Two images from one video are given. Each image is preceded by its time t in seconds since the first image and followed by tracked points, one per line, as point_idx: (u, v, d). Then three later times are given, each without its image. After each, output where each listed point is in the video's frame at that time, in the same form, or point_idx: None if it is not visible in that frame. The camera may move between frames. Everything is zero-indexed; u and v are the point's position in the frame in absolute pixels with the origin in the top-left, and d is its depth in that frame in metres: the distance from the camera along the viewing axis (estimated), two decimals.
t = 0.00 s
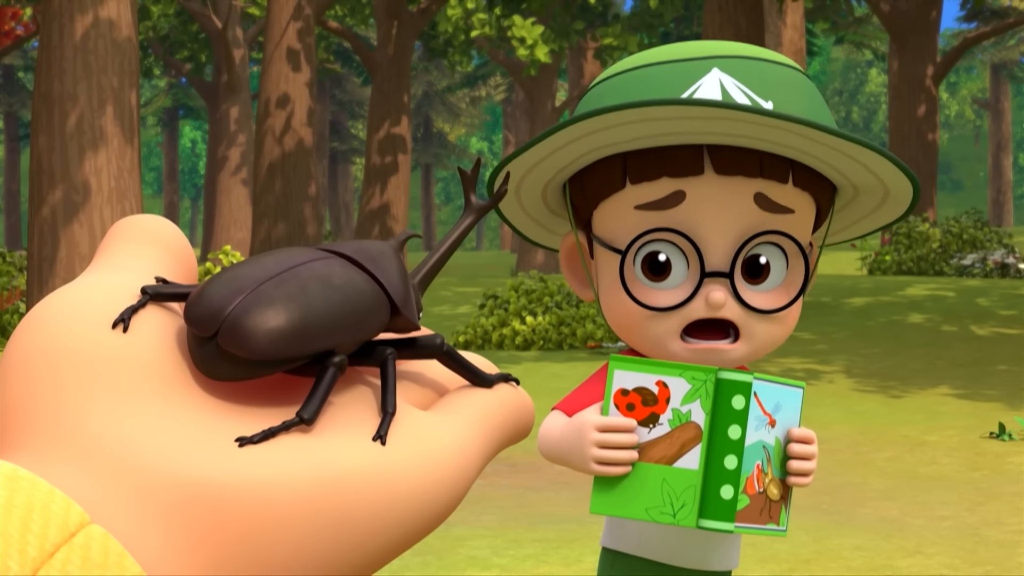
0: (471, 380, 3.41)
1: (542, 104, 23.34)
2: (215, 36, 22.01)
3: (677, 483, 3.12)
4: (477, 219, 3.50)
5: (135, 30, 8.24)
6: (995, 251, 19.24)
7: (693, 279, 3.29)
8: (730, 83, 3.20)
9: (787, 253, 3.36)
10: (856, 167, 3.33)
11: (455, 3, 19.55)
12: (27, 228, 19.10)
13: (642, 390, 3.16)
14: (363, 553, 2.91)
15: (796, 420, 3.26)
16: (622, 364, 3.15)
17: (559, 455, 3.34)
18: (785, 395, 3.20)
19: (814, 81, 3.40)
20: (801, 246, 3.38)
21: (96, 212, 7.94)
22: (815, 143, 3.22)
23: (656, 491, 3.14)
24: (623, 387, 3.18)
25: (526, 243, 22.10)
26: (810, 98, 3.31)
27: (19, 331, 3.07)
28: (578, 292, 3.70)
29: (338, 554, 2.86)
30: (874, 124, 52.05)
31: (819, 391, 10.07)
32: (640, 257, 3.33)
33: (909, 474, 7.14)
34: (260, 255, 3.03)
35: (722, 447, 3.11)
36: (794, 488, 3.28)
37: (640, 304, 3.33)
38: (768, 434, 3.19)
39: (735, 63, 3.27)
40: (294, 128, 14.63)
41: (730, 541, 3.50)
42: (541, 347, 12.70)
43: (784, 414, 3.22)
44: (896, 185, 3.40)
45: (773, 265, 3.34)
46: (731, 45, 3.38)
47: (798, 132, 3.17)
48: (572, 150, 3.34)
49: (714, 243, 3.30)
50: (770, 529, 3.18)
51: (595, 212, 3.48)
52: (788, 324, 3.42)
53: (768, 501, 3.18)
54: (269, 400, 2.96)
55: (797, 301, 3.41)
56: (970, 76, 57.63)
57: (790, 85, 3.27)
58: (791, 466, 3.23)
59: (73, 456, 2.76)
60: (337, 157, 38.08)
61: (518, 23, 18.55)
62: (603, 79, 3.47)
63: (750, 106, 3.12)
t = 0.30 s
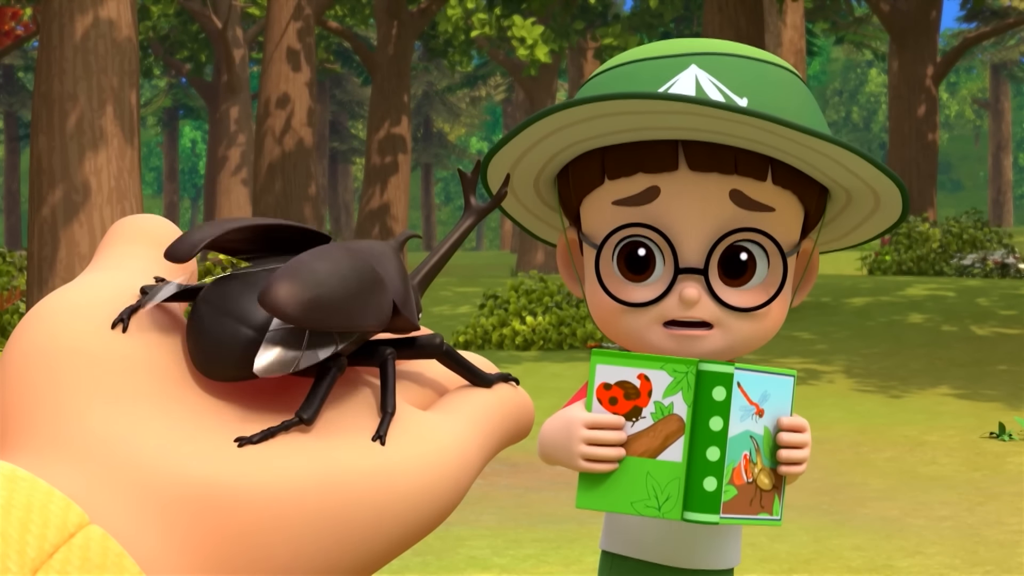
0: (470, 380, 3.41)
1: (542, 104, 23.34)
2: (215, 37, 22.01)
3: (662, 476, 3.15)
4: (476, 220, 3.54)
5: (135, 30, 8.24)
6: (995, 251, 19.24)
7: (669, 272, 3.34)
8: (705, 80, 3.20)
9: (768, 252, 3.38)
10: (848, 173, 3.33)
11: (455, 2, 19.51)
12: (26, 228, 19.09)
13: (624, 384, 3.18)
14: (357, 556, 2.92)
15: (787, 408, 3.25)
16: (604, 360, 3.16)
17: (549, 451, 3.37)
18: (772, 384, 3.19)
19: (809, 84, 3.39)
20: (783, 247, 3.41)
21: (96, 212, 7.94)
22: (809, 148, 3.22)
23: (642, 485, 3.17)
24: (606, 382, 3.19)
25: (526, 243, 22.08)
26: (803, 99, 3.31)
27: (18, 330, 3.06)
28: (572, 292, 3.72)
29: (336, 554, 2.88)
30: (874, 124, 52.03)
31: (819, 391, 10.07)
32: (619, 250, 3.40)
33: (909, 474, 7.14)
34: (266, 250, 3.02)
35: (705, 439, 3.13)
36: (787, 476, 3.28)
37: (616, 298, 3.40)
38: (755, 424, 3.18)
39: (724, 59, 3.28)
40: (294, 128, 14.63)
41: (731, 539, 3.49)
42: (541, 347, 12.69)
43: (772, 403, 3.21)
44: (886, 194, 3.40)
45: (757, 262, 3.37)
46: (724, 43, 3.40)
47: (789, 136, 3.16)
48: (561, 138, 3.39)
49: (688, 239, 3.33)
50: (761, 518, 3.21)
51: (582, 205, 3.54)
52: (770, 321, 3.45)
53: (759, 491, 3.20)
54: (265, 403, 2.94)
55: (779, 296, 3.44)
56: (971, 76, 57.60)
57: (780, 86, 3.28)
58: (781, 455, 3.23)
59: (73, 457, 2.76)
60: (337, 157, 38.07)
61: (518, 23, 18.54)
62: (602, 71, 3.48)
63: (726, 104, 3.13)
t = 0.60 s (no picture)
0: (470, 379, 3.40)
1: (542, 105, 23.35)
2: (215, 37, 22.01)
3: (660, 476, 3.15)
4: (476, 222, 3.55)
5: (135, 30, 8.24)
6: (995, 251, 19.24)
7: (669, 268, 3.34)
8: (705, 78, 3.21)
9: (768, 250, 3.39)
10: (845, 171, 3.33)
11: (455, 2, 19.49)
12: (25, 229, 19.08)
13: (624, 382, 3.17)
14: (358, 555, 2.94)
15: (789, 409, 3.24)
16: (604, 358, 3.16)
17: (547, 450, 3.36)
18: (773, 385, 3.19)
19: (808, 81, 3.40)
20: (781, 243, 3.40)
21: (96, 212, 7.94)
22: (808, 145, 3.22)
23: (641, 484, 3.17)
24: (606, 380, 3.19)
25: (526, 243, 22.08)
26: (803, 96, 3.32)
27: (18, 329, 3.10)
28: (572, 292, 3.72)
29: (337, 551, 2.89)
30: (874, 124, 52.01)
31: (818, 391, 10.07)
32: (619, 248, 3.39)
33: (909, 474, 7.14)
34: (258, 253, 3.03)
35: (704, 438, 3.13)
36: (788, 478, 3.27)
37: (616, 296, 3.39)
38: (756, 425, 3.18)
39: (725, 58, 3.29)
40: (294, 128, 14.64)
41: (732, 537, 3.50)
42: (541, 347, 12.69)
43: (774, 404, 3.20)
44: (884, 192, 3.40)
45: (755, 260, 3.37)
46: (721, 42, 3.41)
47: (786, 132, 3.17)
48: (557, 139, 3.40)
49: (687, 236, 3.33)
50: (761, 519, 3.20)
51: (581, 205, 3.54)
52: (770, 319, 3.43)
53: (758, 492, 3.20)
54: (264, 401, 2.96)
55: (780, 295, 3.43)
56: (971, 76, 57.59)
57: (780, 84, 3.28)
58: (782, 456, 3.21)
59: (72, 458, 2.78)
60: (337, 157, 38.07)
61: (518, 23, 18.54)
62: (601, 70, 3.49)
63: (725, 99, 3.14)
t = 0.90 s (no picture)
0: (470, 379, 3.43)
1: (542, 104, 23.34)
2: (215, 37, 22.03)
3: (688, 478, 3.18)
4: (475, 224, 3.55)
5: (135, 30, 8.24)
6: (995, 251, 19.24)
7: (709, 268, 3.34)
8: (746, 73, 3.20)
9: (809, 249, 3.38)
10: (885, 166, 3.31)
11: (455, 2, 19.46)
12: (25, 229, 19.07)
13: (652, 381, 3.19)
14: (358, 556, 3.00)
15: (837, 410, 3.20)
16: (632, 355, 3.17)
17: (572, 447, 3.39)
18: (817, 386, 3.16)
19: (842, 72, 3.37)
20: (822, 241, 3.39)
21: (96, 212, 7.93)
22: (848, 142, 3.20)
23: (668, 485, 3.20)
24: (634, 378, 3.21)
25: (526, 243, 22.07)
26: (841, 91, 3.30)
27: (18, 329, 3.16)
28: (604, 284, 3.73)
29: (339, 550, 2.95)
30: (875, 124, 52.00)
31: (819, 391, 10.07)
32: (657, 247, 3.39)
33: (909, 474, 7.14)
34: (258, 255, 3.13)
35: (730, 443, 3.15)
36: (837, 482, 3.23)
37: (653, 295, 3.39)
38: (794, 427, 3.17)
39: (765, 53, 3.26)
40: (294, 128, 14.63)
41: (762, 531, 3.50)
42: (541, 347, 12.70)
43: (816, 406, 3.18)
44: (925, 185, 3.37)
45: (797, 258, 3.37)
46: (757, 33, 3.39)
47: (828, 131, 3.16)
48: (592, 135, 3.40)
49: (729, 238, 3.33)
50: (801, 521, 3.20)
51: (617, 201, 3.54)
52: (809, 320, 3.44)
53: (798, 495, 3.19)
54: (265, 400, 3.05)
55: (819, 295, 3.43)
56: (971, 76, 57.56)
57: (819, 78, 3.26)
58: (824, 461, 3.18)
59: (73, 458, 2.85)
60: (337, 157, 38.06)
61: (518, 23, 18.54)
62: (634, 64, 3.47)
63: (769, 97, 3.12)
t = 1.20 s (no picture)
0: (470, 381, 3.46)
1: (542, 105, 23.32)
2: (215, 36, 22.02)
3: (682, 513, 3.08)
4: (475, 226, 3.55)
5: (135, 29, 8.23)
6: (995, 250, 19.26)
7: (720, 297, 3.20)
8: (756, 98, 3.07)
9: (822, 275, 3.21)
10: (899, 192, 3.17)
11: (455, 2, 19.45)
12: (25, 229, 19.05)
13: (647, 415, 3.07)
14: (363, 553, 3.01)
15: (835, 442, 3.11)
16: (628, 389, 3.05)
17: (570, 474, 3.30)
18: (815, 419, 3.05)
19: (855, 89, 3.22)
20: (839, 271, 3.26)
21: (96, 212, 7.93)
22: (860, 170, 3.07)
23: (663, 519, 3.10)
24: (629, 412, 3.09)
25: (527, 244, 22.07)
26: (857, 112, 3.15)
27: (19, 329, 3.16)
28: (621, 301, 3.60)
29: (342, 548, 2.96)
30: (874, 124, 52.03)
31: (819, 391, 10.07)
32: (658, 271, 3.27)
33: (909, 474, 7.14)
34: (260, 256, 3.15)
35: (724, 480, 3.02)
36: (835, 515, 3.14)
37: (662, 322, 3.27)
38: (792, 462, 3.07)
39: (775, 77, 3.13)
40: (294, 128, 14.62)
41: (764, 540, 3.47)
42: (541, 347, 12.69)
43: (814, 438, 3.08)
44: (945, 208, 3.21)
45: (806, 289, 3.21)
46: (772, 53, 3.25)
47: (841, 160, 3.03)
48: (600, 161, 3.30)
49: (738, 265, 3.21)
50: (801, 554, 3.11)
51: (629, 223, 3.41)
52: (822, 346, 3.31)
53: (796, 528, 3.10)
54: (265, 401, 3.06)
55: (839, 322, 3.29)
56: (970, 75, 57.59)
57: (834, 100, 3.13)
58: (823, 493, 3.09)
59: (73, 458, 2.86)
60: (337, 157, 38.05)
61: (518, 23, 18.54)
62: (643, 82, 3.35)
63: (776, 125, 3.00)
